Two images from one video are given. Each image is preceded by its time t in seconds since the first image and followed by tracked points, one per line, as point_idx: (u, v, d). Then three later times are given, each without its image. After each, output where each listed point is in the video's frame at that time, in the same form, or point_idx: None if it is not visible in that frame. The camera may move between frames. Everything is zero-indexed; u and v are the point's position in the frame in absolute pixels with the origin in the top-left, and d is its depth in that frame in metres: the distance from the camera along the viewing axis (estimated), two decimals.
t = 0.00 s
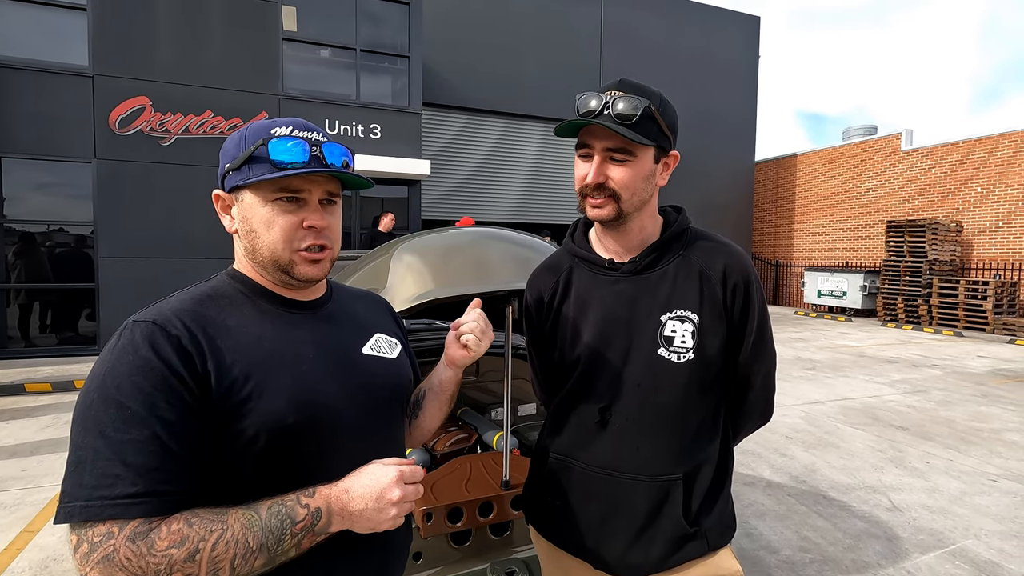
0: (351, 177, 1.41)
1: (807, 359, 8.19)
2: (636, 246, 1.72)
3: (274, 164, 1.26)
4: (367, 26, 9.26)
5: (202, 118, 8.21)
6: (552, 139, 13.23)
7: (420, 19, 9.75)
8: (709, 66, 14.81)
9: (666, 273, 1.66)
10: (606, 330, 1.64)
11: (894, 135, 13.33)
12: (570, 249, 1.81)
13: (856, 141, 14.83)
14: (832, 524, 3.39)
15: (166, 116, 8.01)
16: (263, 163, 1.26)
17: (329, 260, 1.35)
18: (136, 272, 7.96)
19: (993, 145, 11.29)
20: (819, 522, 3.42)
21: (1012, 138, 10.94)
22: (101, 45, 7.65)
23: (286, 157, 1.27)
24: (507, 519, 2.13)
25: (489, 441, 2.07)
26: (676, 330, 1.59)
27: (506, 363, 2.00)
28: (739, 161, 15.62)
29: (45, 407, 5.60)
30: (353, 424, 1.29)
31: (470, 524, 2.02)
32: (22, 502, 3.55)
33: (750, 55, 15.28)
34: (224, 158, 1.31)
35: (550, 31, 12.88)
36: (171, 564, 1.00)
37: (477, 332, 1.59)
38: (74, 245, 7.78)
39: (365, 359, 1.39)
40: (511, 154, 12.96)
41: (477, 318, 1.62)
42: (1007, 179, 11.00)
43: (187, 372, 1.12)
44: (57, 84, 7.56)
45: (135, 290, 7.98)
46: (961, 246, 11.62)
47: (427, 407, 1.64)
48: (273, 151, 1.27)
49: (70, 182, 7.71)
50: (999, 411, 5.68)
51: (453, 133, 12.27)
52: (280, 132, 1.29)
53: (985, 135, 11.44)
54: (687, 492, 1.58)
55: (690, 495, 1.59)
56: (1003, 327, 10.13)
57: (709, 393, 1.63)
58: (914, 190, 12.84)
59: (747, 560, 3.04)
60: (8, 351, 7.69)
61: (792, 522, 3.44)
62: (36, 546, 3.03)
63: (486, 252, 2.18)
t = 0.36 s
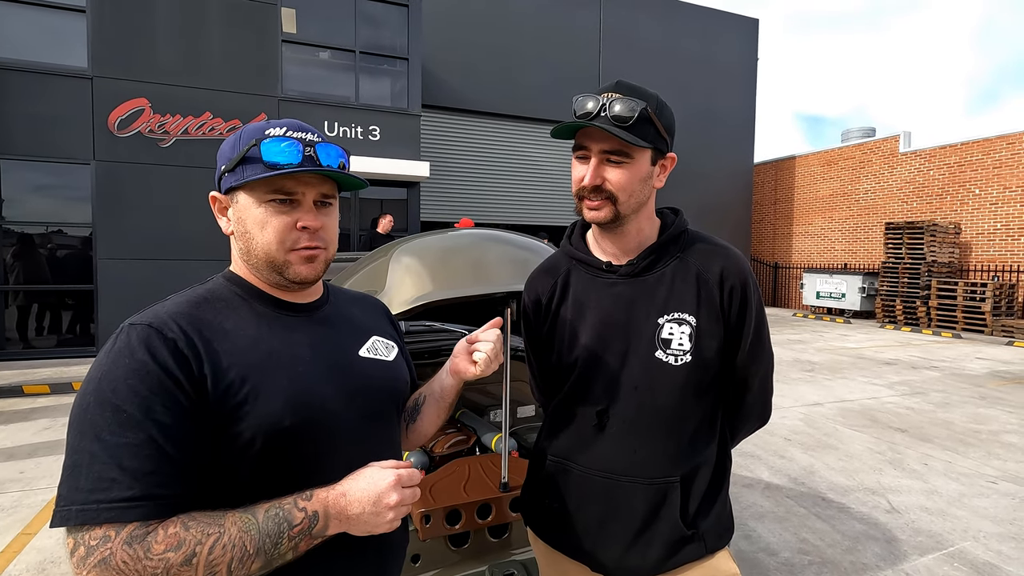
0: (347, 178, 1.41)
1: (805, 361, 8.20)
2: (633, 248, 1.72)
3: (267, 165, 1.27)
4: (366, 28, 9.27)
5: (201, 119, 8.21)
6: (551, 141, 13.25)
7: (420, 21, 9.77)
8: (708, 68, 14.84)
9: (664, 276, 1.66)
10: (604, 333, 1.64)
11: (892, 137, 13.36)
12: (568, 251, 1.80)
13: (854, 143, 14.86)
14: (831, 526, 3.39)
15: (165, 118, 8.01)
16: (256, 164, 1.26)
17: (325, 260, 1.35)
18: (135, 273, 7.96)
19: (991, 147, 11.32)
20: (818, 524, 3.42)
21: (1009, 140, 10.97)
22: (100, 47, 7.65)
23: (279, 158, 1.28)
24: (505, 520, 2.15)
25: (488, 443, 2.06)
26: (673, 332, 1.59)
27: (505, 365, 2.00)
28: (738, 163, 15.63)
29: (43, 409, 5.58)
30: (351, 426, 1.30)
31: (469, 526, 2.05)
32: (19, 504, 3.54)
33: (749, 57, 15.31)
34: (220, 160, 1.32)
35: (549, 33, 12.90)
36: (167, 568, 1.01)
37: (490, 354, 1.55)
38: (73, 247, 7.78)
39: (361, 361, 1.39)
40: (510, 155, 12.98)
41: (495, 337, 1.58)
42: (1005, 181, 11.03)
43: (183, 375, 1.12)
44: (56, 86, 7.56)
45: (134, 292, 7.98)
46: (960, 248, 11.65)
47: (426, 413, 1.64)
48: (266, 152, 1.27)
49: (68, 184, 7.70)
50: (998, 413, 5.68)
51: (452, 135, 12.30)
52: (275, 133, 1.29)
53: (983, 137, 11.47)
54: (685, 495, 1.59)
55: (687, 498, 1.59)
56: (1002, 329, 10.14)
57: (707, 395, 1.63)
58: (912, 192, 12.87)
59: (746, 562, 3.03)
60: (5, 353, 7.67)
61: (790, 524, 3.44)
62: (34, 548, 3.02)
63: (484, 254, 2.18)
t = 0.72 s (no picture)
0: (346, 180, 1.40)
1: (804, 362, 8.20)
2: (632, 249, 1.72)
3: (266, 167, 1.26)
4: (365, 29, 9.27)
5: (200, 120, 8.20)
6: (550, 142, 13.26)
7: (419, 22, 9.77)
8: (706, 69, 14.86)
9: (663, 277, 1.66)
10: (604, 334, 1.64)
11: (891, 138, 13.38)
12: (566, 252, 1.80)
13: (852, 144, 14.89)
14: (830, 527, 3.39)
15: (163, 119, 8.00)
16: (255, 166, 1.26)
17: (323, 262, 1.34)
18: (133, 274, 7.95)
19: (989, 148, 11.34)
20: (817, 525, 3.42)
21: (1007, 141, 10.99)
22: (99, 48, 7.64)
23: (278, 159, 1.27)
24: (504, 522, 2.15)
25: (487, 443, 2.05)
26: (672, 333, 1.59)
27: (503, 365, 1.99)
28: (737, 164, 15.64)
29: (41, 411, 5.57)
30: (349, 428, 1.29)
31: (468, 527, 2.05)
32: (16, 506, 3.53)
33: (747, 58, 15.33)
34: (219, 161, 1.31)
35: (548, 34, 12.91)
36: (163, 571, 1.00)
37: (488, 356, 1.55)
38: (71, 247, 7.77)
39: (359, 363, 1.38)
40: (510, 156, 13.00)
41: (493, 340, 1.59)
42: (1003, 182, 11.05)
43: (180, 377, 1.12)
44: (55, 86, 7.55)
45: (132, 292, 7.96)
46: (958, 248, 11.68)
47: (424, 416, 1.64)
48: (265, 154, 1.27)
49: (66, 185, 7.69)
50: (996, 413, 5.69)
51: (451, 136, 12.31)
52: (274, 134, 1.29)
53: (981, 138, 11.50)
54: (684, 496, 1.59)
55: (686, 499, 1.59)
56: (1000, 329, 10.16)
57: (706, 396, 1.63)
58: (911, 192, 12.90)
59: (745, 563, 3.03)
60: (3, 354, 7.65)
61: (789, 525, 3.44)
62: (31, 550, 3.02)
63: (483, 255, 2.18)
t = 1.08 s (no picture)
0: (345, 179, 1.40)
1: (803, 362, 8.21)
2: (632, 250, 1.72)
3: (265, 165, 1.26)
4: (364, 29, 9.27)
5: (199, 120, 8.20)
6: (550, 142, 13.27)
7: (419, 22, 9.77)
8: (706, 69, 14.86)
9: (664, 277, 1.66)
10: (605, 334, 1.64)
11: (890, 139, 13.39)
12: (567, 252, 1.80)
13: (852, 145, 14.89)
14: (829, 527, 3.40)
15: (163, 119, 8.00)
16: (253, 164, 1.26)
17: (322, 261, 1.34)
18: (133, 274, 7.94)
19: (988, 149, 11.35)
20: (816, 526, 3.42)
21: (1006, 142, 11.00)
22: (98, 48, 7.64)
23: (275, 158, 1.27)
24: (504, 522, 2.14)
25: (487, 444, 2.06)
26: (673, 334, 1.59)
27: (504, 365, 1.98)
28: (736, 165, 15.64)
29: (40, 411, 5.56)
30: (348, 429, 1.29)
31: (468, 528, 2.04)
32: (15, 507, 3.52)
33: (747, 58, 15.34)
34: (217, 161, 1.31)
35: (548, 34, 12.91)
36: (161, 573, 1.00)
37: (486, 360, 1.54)
38: (70, 247, 7.76)
39: (359, 364, 1.38)
40: (509, 156, 13.00)
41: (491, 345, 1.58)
42: (1003, 182, 11.05)
43: (179, 379, 1.11)
44: (55, 87, 7.55)
45: (131, 293, 7.96)
46: (957, 249, 11.69)
47: (423, 418, 1.64)
48: (263, 152, 1.27)
49: (66, 185, 7.68)
50: (996, 414, 5.69)
51: (451, 137, 12.31)
52: (271, 133, 1.28)
53: (980, 139, 11.51)
54: (685, 497, 1.58)
55: (687, 499, 1.59)
56: (1000, 330, 10.17)
57: (707, 396, 1.63)
58: (910, 193, 12.91)
59: (746, 563, 3.03)
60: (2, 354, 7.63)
61: (789, 526, 3.44)
62: (30, 551, 3.01)
63: (483, 255, 2.18)
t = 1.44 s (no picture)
0: (345, 175, 1.40)
1: (802, 360, 8.22)
2: (634, 248, 1.72)
3: (265, 161, 1.25)
4: (363, 27, 9.25)
5: (198, 118, 8.18)
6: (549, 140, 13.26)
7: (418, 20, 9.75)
8: (705, 68, 14.85)
9: (665, 275, 1.65)
10: (606, 332, 1.64)
11: (889, 137, 13.40)
12: (568, 250, 1.80)
13: (851, 143, 14.89)
14: (828, 525, 3.40)
15: (161, 117, 7.98)
16: (254, 160, 1.25)
17: (324, 259, 1.34)
18: (131, 272, 7.93)
19: (986, 147, 11.35)
20: (816, 523, 3.42)
21: (1005, 140, 11.00)
22: (96, 46, 7.62)
23: (276, 154, 1.26)
24: (504, 520, 2.13)
25: (487, 442, 2.06)
26: (675, 331, 1.59)
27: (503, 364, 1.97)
28: (736, 163, 15.64)
29: (39, 410, 5.56)
30: (348, 427, 1.29)
31: (468, 527, 2.03)
32: (14, 505, 3.52)
33: (746, 56, 15.33)
34: (217, 158, 1.31)
35: (547, 32, 12.90)
36: (161, 571, 1.00)
37: (488, 359, 1.54)
38: (68, 245, 7.74)
39: (359, 363, 1.38)
40: (508, 154, 12.98)
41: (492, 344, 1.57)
42: (1002, 181, 11.05)
43: (178, 377, 1.11)
44: (53, 84, 7.53)
45: (130, 291, 7.95)
46: (956, 247, 11.70)
47: (425, 416, 1.63)
48: (263, 148, 1.26)
49: (64, 183, 7.65)
50: (994, 412, 5.70)
51: (450, 135, 12.30)
52: (271, 129, 1.28)
53: (978, 137, 11.51)
54: (686, 494, 1.58)
55: (688, 497, 1.58)
56: (998, 328, 10.18)
57: (708, 394, 1.63)
58: (908, 191, 12.92)
59: (745, 561, 3.03)
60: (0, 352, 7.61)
61: (788, 523, 3.44)
62: (30, 549, 3.01)
63: (482, 253, 2.17)
